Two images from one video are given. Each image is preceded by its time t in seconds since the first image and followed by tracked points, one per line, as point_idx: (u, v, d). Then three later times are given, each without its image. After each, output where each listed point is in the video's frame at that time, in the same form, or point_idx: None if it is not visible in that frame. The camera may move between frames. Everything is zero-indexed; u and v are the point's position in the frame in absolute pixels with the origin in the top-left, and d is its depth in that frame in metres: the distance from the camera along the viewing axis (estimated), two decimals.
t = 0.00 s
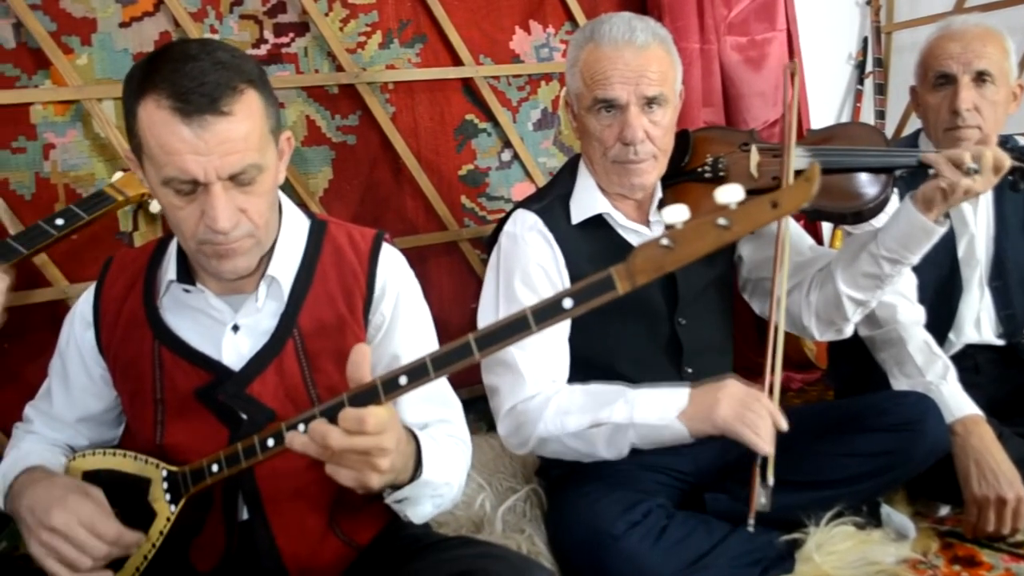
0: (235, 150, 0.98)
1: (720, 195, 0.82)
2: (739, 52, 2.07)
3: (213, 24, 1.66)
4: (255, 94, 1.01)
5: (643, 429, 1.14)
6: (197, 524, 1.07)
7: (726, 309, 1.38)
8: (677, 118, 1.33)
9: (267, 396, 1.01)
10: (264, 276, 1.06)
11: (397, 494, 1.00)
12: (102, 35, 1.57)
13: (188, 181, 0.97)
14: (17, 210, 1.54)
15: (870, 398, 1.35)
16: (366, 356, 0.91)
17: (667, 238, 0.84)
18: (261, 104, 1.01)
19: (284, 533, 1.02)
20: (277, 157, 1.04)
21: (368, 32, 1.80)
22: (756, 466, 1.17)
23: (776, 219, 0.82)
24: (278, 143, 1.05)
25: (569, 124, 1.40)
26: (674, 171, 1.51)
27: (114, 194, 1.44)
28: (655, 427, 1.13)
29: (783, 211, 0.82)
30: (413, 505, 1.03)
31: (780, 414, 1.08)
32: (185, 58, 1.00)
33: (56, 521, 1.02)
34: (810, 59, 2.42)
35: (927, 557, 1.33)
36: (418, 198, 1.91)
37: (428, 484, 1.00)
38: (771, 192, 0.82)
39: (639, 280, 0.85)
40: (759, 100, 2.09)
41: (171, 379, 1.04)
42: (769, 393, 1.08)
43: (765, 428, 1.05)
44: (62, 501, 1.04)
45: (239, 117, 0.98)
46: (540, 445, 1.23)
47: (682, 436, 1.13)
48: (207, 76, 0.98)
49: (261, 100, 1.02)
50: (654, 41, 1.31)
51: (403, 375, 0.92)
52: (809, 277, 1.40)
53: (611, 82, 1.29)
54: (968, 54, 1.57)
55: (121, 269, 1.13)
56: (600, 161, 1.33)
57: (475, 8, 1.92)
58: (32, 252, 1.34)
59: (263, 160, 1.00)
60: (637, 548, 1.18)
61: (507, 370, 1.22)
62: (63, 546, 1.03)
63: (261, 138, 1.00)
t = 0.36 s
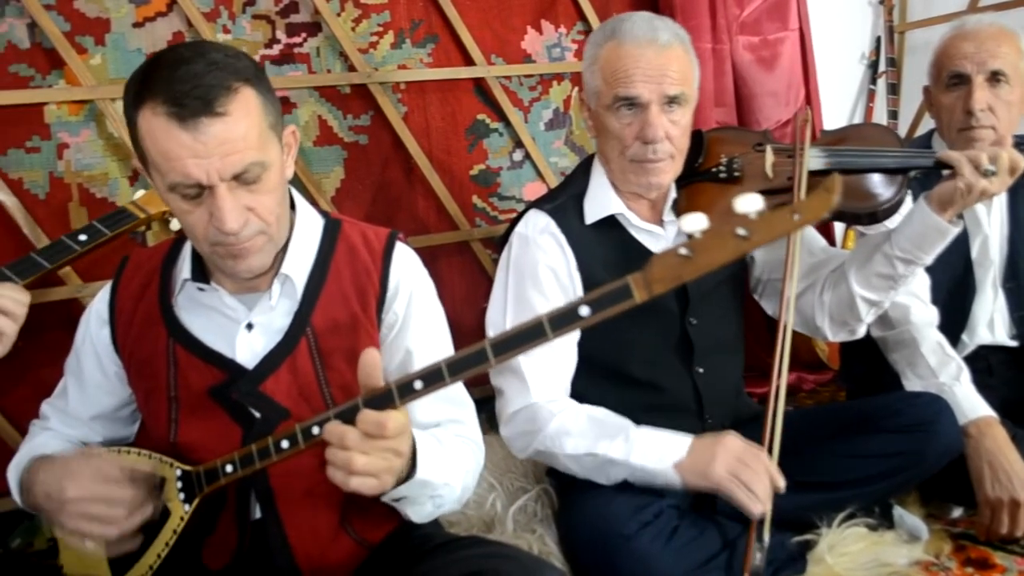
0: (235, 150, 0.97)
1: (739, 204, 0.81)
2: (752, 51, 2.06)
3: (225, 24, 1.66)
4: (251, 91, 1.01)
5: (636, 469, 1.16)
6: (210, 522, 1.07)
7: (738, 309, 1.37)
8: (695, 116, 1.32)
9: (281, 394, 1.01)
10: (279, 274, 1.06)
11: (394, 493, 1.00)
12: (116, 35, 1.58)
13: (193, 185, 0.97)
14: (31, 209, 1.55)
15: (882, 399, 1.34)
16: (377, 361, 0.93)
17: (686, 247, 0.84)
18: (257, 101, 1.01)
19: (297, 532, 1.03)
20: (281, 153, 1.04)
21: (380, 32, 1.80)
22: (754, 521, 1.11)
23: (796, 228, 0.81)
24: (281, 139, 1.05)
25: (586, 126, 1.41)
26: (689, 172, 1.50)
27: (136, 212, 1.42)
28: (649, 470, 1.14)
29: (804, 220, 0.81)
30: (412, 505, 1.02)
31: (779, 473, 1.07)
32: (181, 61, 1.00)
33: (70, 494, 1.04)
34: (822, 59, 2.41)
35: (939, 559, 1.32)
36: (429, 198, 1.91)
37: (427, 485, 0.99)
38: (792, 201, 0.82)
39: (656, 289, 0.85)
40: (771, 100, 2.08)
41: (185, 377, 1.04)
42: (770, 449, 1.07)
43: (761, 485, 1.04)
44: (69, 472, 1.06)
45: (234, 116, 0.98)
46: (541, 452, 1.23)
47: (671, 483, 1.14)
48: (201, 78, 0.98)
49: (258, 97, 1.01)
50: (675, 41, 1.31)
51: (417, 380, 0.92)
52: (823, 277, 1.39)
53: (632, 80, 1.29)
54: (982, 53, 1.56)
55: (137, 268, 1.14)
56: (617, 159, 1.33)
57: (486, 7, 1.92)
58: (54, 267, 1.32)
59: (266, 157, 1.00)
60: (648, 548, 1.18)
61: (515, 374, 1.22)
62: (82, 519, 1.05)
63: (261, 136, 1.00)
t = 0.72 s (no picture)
0: (234, 160, 0.97)
1: (742, 197, 0.81)
2: (764, 51, 2.06)
3: (238, 24, 1.67)
4: (244, 99, 1.00)
5: (652, 469, 1.15)
6: (220, 520, 1.08)
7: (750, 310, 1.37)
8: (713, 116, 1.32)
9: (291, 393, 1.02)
10: (288, 273, 1.06)
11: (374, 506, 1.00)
12: (129, 35, 1.59)
13: (194, 200, 0.97)
14: (46, 208, 1.56)
15: (897, 399, 1.33)
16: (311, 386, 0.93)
17: (688, 242, 0.83)
18: (252, 109, 1.00)
19: (307, 532, 1.03)
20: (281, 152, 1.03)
21: (391, 32, 1.81)
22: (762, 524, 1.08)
23: (799, 223, 0.81)
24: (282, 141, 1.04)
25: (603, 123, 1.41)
26: (705, 172, 1.50)
27: (148, 209, 1.40)
28: (661, 471, 1.14)
29: (806, 216, 0.81)
30: (397, 512, 1.02)
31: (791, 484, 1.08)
32: (171, 73, 0.99)
33: (81, 501, 1.05)
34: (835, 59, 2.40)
35: (952, 562, 1.30)
36: (441, 197, 1.92)
37: (403, 499, 0.99)
38: (794, 196, 0.82)
39: (658, 285, 0.84)
40: (784, 99, 2.07)
41: (195, 376, 1.05)
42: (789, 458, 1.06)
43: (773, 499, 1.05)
44: (87, 483, 1.06)
45: (227, 128, 0.97)
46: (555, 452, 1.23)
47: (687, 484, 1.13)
48: (192, 90, 0.97)
49: (252, 104, 1.00)
50: (695, 39, 1.31)
51: (421, 379, 0.94)
52: (839, 278, 1.39)
53: (653, 77, 1.28)
54: (996, 53, 1.55)
55: (147, 268, 1.14)
56: (634, 156, 1.33)
57: (498, 7, 1.92)
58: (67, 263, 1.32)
59: (265, 165, 0.99)
60: (659, 549, 1.18)
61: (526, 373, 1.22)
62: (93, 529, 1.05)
63: (258, 143, 0.99)
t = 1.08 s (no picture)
0: (247, 165, 0.96)
1: (751, 183, 0.81)
2: (777, 51, 2.05)
3: (252, 24, 1.67)
4: (257, 102, 1.00)
5: (686, 404, 1.13)
6: (233, 517, 1.08)
7: (763, 310, 1.37)
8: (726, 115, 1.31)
9: (302, 392, 1.02)
10: (300, 273, 1.06)
11: (392, 505, 1.00)
12: (143, 35, 1.60)
13: (207, 203, 0.97)
14: (60, 207, 1.57)
15: (912, 401, 1.33)
16: (325, 381, 0.93)
17: (697, 228, 0.83)
18: (266, 114, 1.00)
19: (319, 528, 1.03)
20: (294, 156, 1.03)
21: (404, 32, 1.81)
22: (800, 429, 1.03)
23: (808, 205, 0.81)
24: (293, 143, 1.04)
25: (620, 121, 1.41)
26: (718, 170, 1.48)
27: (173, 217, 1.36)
28: (696, 399, 1.12)
29: (816, 197, 0.81)
30: (415, 509, 1.03)
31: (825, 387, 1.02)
32: (183, 77, 0.99)
33: (91, 485, 1.06)
34: (849, 58, 2.39)
35: (965, 564, 1.29)
36: (453, 197, 1.92)
37: (420, 497, 0.99)
38: (802, 178, 0.81)
39: (668, 271, 0.84)
40: (797, 99, 2.06)
41: (207, 375, 1.05)
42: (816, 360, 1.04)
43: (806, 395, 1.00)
44: (89, 465, 1.08)
45: (238, 135, 0.97)
46: (580, 441, 1.23)
47: (720, 407, 1.11)
48: (205, 95, 0.97)
49: (264, 108, 1.00)
50: (719, 44, 1.32)
51: (432, 369, 0.94)
52: (852, 277, 1.39)
53: (683, 77, 1.28)
54: (1011, 53, 1.54)
55: (161, 267, 1.15)
56: (656, 156, 1.32)
57: (510, 7, 1.92)
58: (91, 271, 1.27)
59: (279, 169, 0.99)
60: (671, 549, 1.17)
61: (548, 362, 1.23)
62: (112, 504, 1.07)
63: (271, 146, 0.99)
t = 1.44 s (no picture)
0: (284, 159, 0.97)
1: (769, 187, 0.81)
2: (790, 50, 2.04)
3: (265, 24, 1.68)
4: (292, 99, 1.01)
5: (706, 447, 1.15)
6: (247, 515, 1.08)
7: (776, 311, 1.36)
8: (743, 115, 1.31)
9: (316, 391, 1.02)
10: (314, 273, 1.07)
11: (406, 506, 1.01)
12: (157, 35, 1.60)
13: (240, 196, 0.97)
14: (74, 207, 1.57)
15: (925, 403, 1.33)
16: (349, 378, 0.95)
17: (715, 231, 0.83)
18: (302, 110, 1.01)
19: (332, 527, 1.03)
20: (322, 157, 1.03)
21: (417, 32, 1.81)
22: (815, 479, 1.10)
23: (826, 210, 0.80)
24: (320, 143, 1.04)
25: (636, 117, 1.40)
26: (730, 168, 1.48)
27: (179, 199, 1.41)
28: (718, 446, 1.13)
29: (833, 203, 0.81)
30: (429, 509, 1.03)
31: (839, 441, 1.10)
32: (220, 71, 1.00)
33: (110, 489, 1.07)
34: (863, 58, 2.38)
35: (979, 567, 1.28)
36: (465, 196, 1.92)
37: (435, 496, 0.99)
38: (821, 184, 0.81)
39: (685, 273, 0.84)
40: (810, 99, 2.06)
41: (221, 375, 1.06)
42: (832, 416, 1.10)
43: (825, 460, 1.07)
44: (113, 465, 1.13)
45: (281, 126, 0.98)
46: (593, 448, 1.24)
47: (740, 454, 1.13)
48: (243, 89, 0.98)
49: (299, 105, 1.01)
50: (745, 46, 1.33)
51: (449, 370, 0.93)
52: (866, 276, 1.38)
53: (714, 74, 1.29)
54: None
55: (174, 267, 1.15)
56: (678, 153, 1.32)
57: (523, 7, 1.92)
58: (99, 255, 1.33)
59: (310, 165, 1.00)
60: (682, 550, 1.17)
61: (562, 371, 1.23)
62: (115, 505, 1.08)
63: (303, 144, 0.99)
